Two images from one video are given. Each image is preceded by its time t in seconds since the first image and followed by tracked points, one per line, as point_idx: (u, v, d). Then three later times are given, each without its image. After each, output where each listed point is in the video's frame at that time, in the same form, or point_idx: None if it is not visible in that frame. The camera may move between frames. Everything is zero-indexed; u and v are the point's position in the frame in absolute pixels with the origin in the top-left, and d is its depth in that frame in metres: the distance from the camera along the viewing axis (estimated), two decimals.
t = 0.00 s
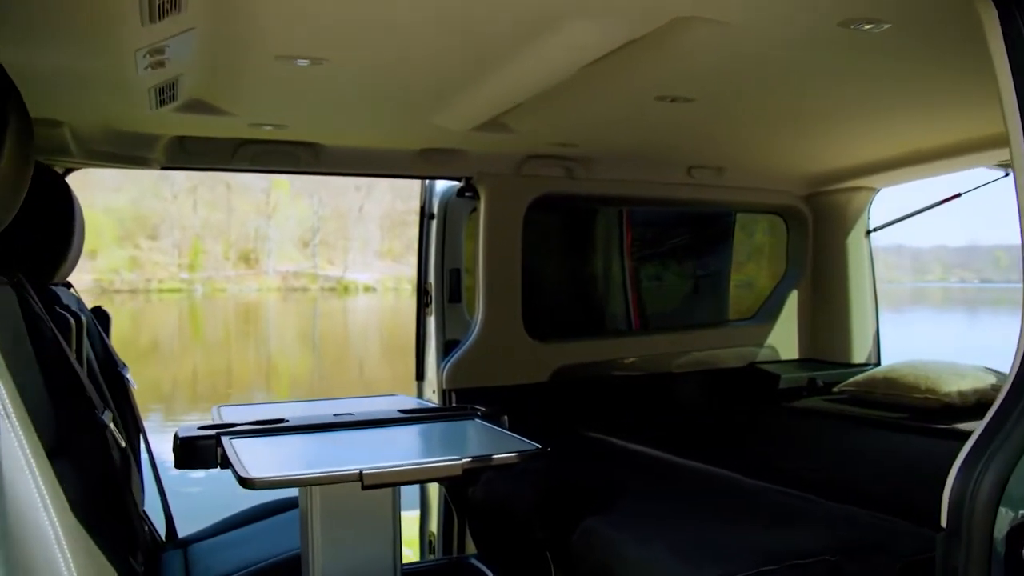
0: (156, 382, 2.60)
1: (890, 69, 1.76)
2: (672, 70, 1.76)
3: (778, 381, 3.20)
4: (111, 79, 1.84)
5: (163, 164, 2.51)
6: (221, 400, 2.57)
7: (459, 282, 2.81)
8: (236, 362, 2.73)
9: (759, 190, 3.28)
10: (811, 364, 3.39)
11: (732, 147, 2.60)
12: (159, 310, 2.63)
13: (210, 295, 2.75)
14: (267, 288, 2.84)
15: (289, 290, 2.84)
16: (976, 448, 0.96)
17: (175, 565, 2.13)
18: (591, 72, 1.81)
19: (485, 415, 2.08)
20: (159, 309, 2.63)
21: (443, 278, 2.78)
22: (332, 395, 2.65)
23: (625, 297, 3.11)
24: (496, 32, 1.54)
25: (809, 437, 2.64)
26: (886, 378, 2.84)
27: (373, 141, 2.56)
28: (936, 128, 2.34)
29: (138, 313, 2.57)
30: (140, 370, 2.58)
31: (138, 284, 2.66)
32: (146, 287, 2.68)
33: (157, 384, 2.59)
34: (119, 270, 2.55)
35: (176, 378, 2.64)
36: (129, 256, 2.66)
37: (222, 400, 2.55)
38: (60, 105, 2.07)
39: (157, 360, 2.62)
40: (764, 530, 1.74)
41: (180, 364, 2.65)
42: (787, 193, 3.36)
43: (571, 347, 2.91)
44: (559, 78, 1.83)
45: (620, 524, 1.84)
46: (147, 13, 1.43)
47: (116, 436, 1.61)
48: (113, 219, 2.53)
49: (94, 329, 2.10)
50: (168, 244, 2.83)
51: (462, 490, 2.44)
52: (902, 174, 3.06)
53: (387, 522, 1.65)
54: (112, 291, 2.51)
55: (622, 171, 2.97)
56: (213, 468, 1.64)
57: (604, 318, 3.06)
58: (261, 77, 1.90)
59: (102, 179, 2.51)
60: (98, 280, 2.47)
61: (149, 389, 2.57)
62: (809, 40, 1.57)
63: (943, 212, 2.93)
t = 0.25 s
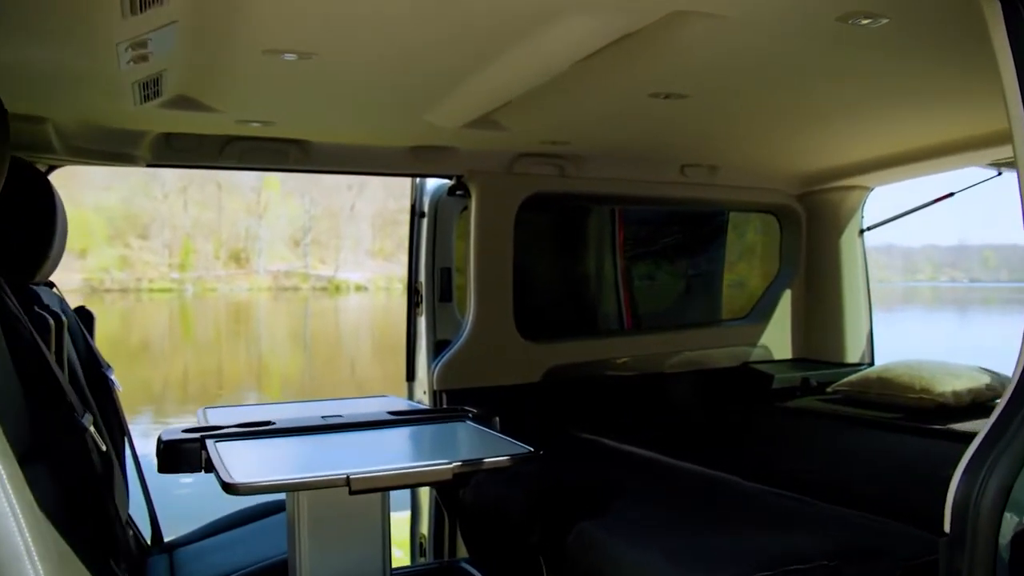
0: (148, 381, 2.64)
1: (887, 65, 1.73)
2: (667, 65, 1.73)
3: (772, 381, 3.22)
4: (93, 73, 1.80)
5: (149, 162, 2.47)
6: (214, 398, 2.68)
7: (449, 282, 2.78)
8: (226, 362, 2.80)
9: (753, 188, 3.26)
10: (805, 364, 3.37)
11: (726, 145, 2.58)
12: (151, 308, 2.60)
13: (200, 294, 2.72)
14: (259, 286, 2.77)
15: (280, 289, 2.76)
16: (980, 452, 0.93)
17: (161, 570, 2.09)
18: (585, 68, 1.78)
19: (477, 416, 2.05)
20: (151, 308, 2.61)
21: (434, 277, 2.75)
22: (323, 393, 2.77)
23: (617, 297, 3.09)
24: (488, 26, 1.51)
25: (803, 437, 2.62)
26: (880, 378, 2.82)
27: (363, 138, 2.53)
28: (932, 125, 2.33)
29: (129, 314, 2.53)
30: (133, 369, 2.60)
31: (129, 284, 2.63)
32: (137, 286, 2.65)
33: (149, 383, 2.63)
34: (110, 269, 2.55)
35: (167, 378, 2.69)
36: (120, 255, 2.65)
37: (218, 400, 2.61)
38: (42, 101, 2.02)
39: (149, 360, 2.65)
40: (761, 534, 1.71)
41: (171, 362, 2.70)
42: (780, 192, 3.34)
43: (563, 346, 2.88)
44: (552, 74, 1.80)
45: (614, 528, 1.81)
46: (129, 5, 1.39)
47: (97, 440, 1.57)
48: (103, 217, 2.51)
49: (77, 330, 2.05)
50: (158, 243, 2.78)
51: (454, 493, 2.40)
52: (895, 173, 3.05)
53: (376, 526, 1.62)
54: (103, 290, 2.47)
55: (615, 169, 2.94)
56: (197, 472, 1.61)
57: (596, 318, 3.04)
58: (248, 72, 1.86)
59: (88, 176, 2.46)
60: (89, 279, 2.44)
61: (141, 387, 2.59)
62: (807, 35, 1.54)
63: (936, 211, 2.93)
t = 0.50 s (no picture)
0: (135, 382, 2.52)
1: (881, 62, 1.72)
2: (660, 61, 1.71)
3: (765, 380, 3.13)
4: (74, 67, 1.75)
5: (133, 158, 2.43)
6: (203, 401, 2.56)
7: (439, 282, 2.76)
8: (217, 361, 2.64)
9: (746, 187, 3.24)
10: (798, 364, 3.35)
11: (719, 142, 2.56)
12: (138, 309, 2.45)
13: (190, 294, 2.58)
14: (248, 287, 2.64)
15: (270, 289, 2.63)
16: (984, 456, 0.91)
17: None
18: (577, 63, 1.76)
19: (467, 418, 2.02)
20: (139, 307, 2.47)
21: (424, 277, 2.74)
22: (314, 393, 2.68)
23: (609, 296, 3.07)
24: (478, 19, 1.48)
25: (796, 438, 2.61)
26: (874, 379, 2.81)
27: (353, 135, 2.49)
28: (926, 123, 2.31)
29: (118, 313, 2.41)
30: (117, 370, 2.47)
31: (119, 283, 2.48)
32: (126, 285, 2.49)
33: (136, 384, 2.53)
34: (100, 268, 2.44)
35: (156, 378, 2.58)
36: (108, 254, 2.49)
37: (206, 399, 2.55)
38: (22, 96, 1.97)
39: (137, 360, 2.52)
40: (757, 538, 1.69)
41: (159, 363, 2.56)
42: (774, 190, 3.33)
43: (555, 346, 2.85)
44: (543, 70, 1.78)
45: (609, 532, 1.78)
46: None
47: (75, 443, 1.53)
48: (92, 216, 2.41)
49: (58, 330, 2.01)
50: (147, 243, 2.60)
51: (443, 496, 2.37)
52: (889, 172, 3.03)
53: (364, 528, 1.58)
54: (92, 290, 2.39)
55: (608, 167, 2.91)
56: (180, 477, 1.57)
57: (587, 318, 3.01)
58: (233, 66, 1.82)
59: (80, 176, 2.43)
60: (77, 279, 2.35)
61: (128, 389, 2.49)
62: (802, 30, 1.52)
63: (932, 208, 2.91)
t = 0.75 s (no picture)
0: (125, 382, 2.57)
1: (878, 57, 1.69)
2: (654, 54, 1.67)
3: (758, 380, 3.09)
4: (52, 60, 1.70)
5: (116, 155, 2.37)
6: (193, 401, 2.59)
7: (428, 281, 2.71)
8: (206, 361, 2.69)
9: (739, 185, 3.23)
10: (790, 363, 3.33)
11: (712, 140, 2.53)
12: (126, 307, 2.53)
13: (179, 293, 2.68)
14: (238, 285, 2.72)
15: (260, 288, 2.70)
16: (984, 469, 0.95)
17: None
18: (570, 57, 1.72)
19: (457, 420, 1.98)
20: (128, 306, 2.55)
21: (413, 277, 2.69)
22: (304, 396, 2.76)
23: (600, 296, 3.04)
24: (469, 10, 1.44)
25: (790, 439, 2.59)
26: (868, 378, 2.79)
27: (341, 132, 2.45)
28: (921, 121, 2.29)
29: (106, 311, 2.47)
30: (107, 370, 2.53)
31: (108, 283, 2.56)
32: (115, 285, 2.57)
33: (126, 385, 2.57)
34: (89, 266, 2.55)
35: (145, 377, 2.62)
36: (97, 254, 2.58)
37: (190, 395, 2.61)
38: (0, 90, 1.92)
39: (127, 360, 2.58)
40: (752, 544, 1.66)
41: (149, 361, 2.62)
42: (766, 189, 3.31)
43: (546, 345, 2.83)
44: (535, 64, 1.74)
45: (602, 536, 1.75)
46: None
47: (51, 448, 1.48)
48: (80, 215, 2.51)
49: (39, 330, 1.96)
50: (137, 242, 2.70)
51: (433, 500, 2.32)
52: (882, 170, 3.02)
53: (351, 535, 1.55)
54: (81, 289, 2.47)
55: (599, 165, 2.89)
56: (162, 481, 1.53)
57: (578, 318, 2.98)
58: (218, 59, 1.77)
59: (69, 172, 2.38)
60: (67, 277, 2.45)
61: (118, 389, 2.54)
62: (799, 23, 1.49)
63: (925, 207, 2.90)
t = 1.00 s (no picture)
0: (111, 382, 2.49)
1: (871, 52, 1.67)
2: (645, 48, 1.65)
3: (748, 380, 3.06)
4: (26, 51, 1.65)
5: (95, 150, 2.31)
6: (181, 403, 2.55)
7: (416, 278, 2.70)
8: (194, 361, 2.62)
9: (730, 183, 3.21)
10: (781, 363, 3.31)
11: (703, 136, 2.51)
12: (113, 307, 2.46)
13: (165, 292, 2.59)
14: (225, 285, 2.63)
15: (247, 288, 2.61)
16: (989, 473, 0.94)
17: None
18: (559, 52, 1.69)
19: (444, 423, 1.95)
20: (113, 305, 2.47)
21: (401, 275, 2.68)
22: (292, 396, 2.67)
23: (589, 295, 3.01)
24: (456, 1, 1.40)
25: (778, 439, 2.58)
26: (858, 378, 2.78)
27: (327, 128, 2.41)
28: (913, 117, 2.28)
29: (92, 310, 2.40)
30: (91, 370, 2.47)
31: (93, 281, 2.49)
32: (101, 284, 2.49)
33: (109, 384, 2.48)
34: (73, 265, 2.46)
35: (131, 377, 2.53)
36: (82, 253, 2.49)
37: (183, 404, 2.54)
38: None
39: (112, 360, 2.49)
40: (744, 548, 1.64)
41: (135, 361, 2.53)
42: (756, 187, 3.29)
43: (535, 345, 2.79)
44: (524, 58, 1.70)
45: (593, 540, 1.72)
46: None
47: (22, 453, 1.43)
48: (64, 213, 2.43)
49: (14, 331, 1.91)
50: (122, 241, 2.58)
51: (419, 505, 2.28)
52: (872, 168, 3.01)
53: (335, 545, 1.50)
54: (66, 288, 2.40)
55: (589, 162, 2.86)
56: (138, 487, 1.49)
57: (567, 318, 2.95)
58: (198, 52, 1.72)
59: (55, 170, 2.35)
60: (51, 276, 2.38)
61: (102, 389, 2.47)
62: (793, 16, 1.46)
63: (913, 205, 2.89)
